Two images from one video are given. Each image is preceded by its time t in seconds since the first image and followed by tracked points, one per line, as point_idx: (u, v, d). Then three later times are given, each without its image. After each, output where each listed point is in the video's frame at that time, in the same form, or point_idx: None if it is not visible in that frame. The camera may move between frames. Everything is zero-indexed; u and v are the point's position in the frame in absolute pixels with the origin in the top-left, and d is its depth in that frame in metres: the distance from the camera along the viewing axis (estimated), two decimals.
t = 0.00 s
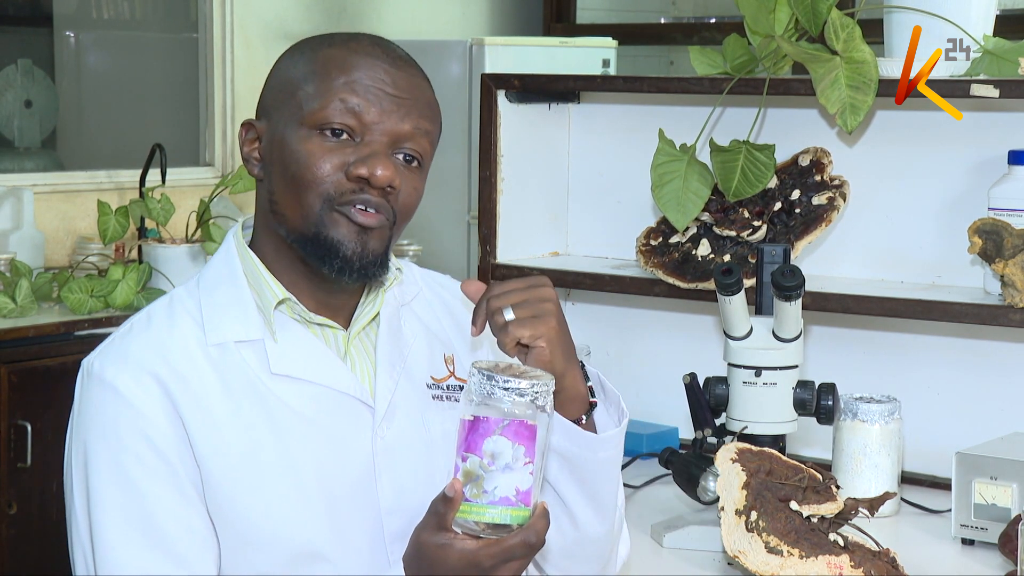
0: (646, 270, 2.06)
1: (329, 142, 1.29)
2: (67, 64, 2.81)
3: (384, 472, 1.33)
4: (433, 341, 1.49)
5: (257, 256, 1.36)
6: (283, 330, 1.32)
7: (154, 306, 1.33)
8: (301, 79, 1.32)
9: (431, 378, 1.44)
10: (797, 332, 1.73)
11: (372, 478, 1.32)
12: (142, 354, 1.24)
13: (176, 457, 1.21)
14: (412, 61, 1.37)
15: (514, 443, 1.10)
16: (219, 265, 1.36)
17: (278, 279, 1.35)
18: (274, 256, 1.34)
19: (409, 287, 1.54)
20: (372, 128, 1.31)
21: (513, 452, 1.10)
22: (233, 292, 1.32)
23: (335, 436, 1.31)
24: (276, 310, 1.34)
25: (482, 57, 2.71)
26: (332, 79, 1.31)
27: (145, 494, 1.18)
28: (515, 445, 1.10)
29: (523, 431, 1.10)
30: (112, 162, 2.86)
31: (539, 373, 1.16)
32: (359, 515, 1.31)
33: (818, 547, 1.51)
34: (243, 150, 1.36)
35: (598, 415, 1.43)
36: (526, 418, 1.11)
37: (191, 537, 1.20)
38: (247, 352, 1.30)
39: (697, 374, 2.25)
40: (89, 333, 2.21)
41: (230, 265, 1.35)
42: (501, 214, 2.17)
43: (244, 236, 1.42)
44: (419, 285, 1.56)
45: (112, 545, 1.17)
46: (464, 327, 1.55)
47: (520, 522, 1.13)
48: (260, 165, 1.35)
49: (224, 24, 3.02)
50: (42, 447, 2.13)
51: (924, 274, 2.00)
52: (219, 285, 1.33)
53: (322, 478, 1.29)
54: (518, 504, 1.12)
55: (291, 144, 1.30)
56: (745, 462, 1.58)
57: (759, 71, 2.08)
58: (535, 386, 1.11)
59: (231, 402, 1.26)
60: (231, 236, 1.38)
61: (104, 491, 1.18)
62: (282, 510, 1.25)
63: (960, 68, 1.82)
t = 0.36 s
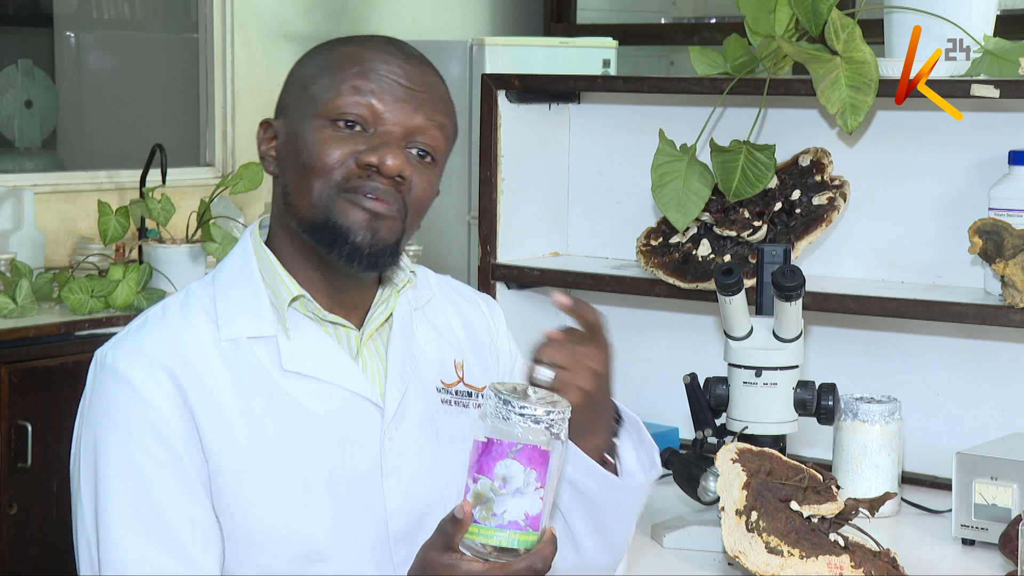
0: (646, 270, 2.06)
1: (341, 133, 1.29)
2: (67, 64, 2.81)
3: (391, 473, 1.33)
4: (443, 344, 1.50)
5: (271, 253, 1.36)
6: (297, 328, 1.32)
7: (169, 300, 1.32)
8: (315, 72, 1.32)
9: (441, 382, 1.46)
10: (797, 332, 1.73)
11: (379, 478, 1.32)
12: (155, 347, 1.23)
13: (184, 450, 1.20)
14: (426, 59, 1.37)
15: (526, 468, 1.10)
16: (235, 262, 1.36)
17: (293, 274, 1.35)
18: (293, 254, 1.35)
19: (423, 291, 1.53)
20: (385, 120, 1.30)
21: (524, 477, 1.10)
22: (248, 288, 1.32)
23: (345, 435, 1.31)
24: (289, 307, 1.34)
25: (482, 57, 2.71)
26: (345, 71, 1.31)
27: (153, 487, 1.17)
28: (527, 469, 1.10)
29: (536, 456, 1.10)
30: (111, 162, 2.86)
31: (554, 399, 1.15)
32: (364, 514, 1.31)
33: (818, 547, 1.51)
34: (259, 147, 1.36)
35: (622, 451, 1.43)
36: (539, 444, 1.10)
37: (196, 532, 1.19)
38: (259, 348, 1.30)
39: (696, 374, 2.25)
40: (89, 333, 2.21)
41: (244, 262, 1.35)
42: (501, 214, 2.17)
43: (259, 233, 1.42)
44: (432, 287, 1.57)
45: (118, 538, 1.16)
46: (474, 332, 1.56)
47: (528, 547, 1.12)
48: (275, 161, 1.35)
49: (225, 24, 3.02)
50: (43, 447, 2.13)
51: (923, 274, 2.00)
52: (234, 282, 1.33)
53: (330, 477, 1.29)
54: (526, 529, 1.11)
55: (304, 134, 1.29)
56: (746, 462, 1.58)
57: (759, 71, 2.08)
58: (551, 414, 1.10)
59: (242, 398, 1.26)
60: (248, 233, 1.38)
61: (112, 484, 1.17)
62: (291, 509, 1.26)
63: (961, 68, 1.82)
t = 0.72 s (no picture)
0: (646, 270, 2.06)
1: (393, 133, 1.28)
2: (68, 63, 2.81)
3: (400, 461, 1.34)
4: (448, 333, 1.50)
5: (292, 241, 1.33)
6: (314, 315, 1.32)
7: (189, 287, 1.32)
8: (375, 71, 1.31)
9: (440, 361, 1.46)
10: (797, 332, 1.73)
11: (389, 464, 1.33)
12: (175, 328, 1.24)
13: (200, 428, 1.20)
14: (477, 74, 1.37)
15: (525, 431, 1.09)
16: (255, 251, 1.35)
17: (316, 263, 1.33)
18: (320, 243, 1.32)
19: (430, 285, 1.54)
20: (438, 125, 1.29)
21: (525, 440, 1.09)
22: (269, 276, 1.31)
23: (357, 421, 1.32)
24: (308, 294, 1.33)
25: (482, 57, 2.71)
26: (401, 74, 1.30)
27: (169, 463, 1.18)
28: (527, 433, 1.09)
29: (536, 419, 1.09)
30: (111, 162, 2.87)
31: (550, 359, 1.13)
32: (374, 500, 1.32)
33: (818, 547, 1.51)
34: (302, 134, 1.34)
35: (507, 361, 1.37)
36: (540, 406, 1.09)
37: (211, 512, 1.19)
38: (276, 333, 1.29)
39: (697, 374, 2.25)
40: (89, 333, 2.21)
41: (266, 249, 1.35)
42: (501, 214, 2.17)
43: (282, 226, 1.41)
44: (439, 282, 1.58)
45: (133, 512, 1.16)
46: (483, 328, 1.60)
47: (531, 511, 1.11)
48: (318, 150, 1.33)
49: (225, 23, 3.02)
50: (43, 447, 2.13)
51: (924, 274, 2.00)
52: (255, 269, 1.32)
53: (342, 461, 1.30)
54: (529, 492, 1.10)
55: (355, 130, 1.28)
56: (746, 462, 1.58)
57: (759, 71, 2.08)
58: (548, 374, 1.08)
59: (259, 381, 1.26)
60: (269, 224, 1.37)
61: (129, 460, 1.17)
62: (304, 492, 1.27)
63: (961, 68, 1.82)
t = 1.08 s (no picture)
0: (646, 270, 2.06)
1: (389, 138, 1.28)
2: (67, 63, 2.80)
3: (402, 462, 1.35)
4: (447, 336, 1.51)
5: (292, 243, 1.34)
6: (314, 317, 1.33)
7: (189, 289, 1.32)
8: (369, 75, 1.31)
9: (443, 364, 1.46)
10: (797, 332, 1.73)
11: (392, 465, 1.34)
12: (175, 331, 1.24)
13: (202, 431, 1.20)
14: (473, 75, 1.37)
15: (522, 422, 1.08)
16: (255, 252, 1.35)
17: (315, 265, 1.34)
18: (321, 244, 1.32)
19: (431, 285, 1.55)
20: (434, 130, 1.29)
21: (522, 431, 1.08)
22: (270, 278, 1.31)
23: (359, 423, 1.32)
24: (309, 297, 1.34)
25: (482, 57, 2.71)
26: (398, 77, 1.30)
27: (172, 466, 1.18)
28: (524, 424, 1.08)
29: (532, 410, 1.09)
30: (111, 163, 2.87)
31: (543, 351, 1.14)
32: (378, 501, 1.32)
33: (818, 547, 1.51)
34: (299, 137, 1.34)
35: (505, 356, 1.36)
36: (534, 398, 1.09)
37: (214, 513, 1.19)
38: (278, 335, 1.30)
39: (697, 374, 2.25)
40: (89, 333, 2.21)
41: (265, 251, 1.34)
42: (501, 215, 2.17)
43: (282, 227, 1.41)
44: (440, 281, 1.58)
45: (137, 515, 1.16)
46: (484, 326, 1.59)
47: (530, 502, 1.11)
48: (314, 153, 1.33)
49: (225, 23, 3.02)
50: (43, 447, 2.13)
51: (924, 274, 2.00)
52: (256, 272, 1.32)
53: (345, 462, 1.30)
54: (528, 484, 1.10)
55: (351, 135, 1.28)
56: (746, 462, 1.58)
57: (759, 71, 2.08)
58: (543, 365, 1.09)
59: (261, 383, 1.27)
60: (268, 226, 1.38)
61: (132, 463, 1.17)
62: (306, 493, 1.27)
63: (961, 68, 1.82)
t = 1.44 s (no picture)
0: (646, 270, 2.06)
1: (366, 133, 1.28)
2: (67, 63, 2.80)
3: (394, 464, 1.35)
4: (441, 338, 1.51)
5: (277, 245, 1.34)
6: (302, 320, 1.32)
7: (175, 294, 1.32)
8: (344, 72, 1.32)
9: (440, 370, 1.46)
10: (797, 332, 1.73)
11: (384, 467, 1.34)
12: (162, 338, 1.24)
13: (191, 439, 1.20)
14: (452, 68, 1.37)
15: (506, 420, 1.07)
16: (240, 256, 1.35)
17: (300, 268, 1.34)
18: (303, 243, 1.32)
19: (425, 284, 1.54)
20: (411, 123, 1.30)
21: (506, 430, 1.07)
22: (255, 280, 1.32)
23: (349, 427, 1.32)
24: (296, 299, 1.34)
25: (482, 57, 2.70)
26: (374, 72, 1.31)
27: (161, 476, 1.17)
28: (508, 422, 1.07)
29: (516, 408, 1.07)
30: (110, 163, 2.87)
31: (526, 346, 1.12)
32: (371, 505, 1.32)
33: (818, 547, 1.51)
34: (278, 139, 1.35)
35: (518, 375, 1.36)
36: (517, 395, 1.08)
37: (204, 522, 1.19)
38: (265, 340, 1.30)
39: (696, 374, 2.25)
40: (89, 332, 2.21)
41: (251, 254, 1.35)
42: (501, 214, 2.17)
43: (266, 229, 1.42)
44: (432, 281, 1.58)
45: (126, 526, 1.16)
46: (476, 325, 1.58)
47: (516, 500, 1.10)
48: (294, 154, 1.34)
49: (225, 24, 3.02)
50: (42, 447, 2.13)
51: (924, 274, 2.00)
52: (242, 276, 1.33)
53: (336, 467, 1.30)
54: (513, 482, 1.09)
55: (329, 132, 1.29)
56: (745, 462, 1.58)
57: (759, 71, 2.08)
58: (524, 361, 1.06)
59: (250, 388, 1.27)
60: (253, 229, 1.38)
61: (120, 474, 1.17)
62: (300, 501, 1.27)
63: (960, 68, 1.82)
